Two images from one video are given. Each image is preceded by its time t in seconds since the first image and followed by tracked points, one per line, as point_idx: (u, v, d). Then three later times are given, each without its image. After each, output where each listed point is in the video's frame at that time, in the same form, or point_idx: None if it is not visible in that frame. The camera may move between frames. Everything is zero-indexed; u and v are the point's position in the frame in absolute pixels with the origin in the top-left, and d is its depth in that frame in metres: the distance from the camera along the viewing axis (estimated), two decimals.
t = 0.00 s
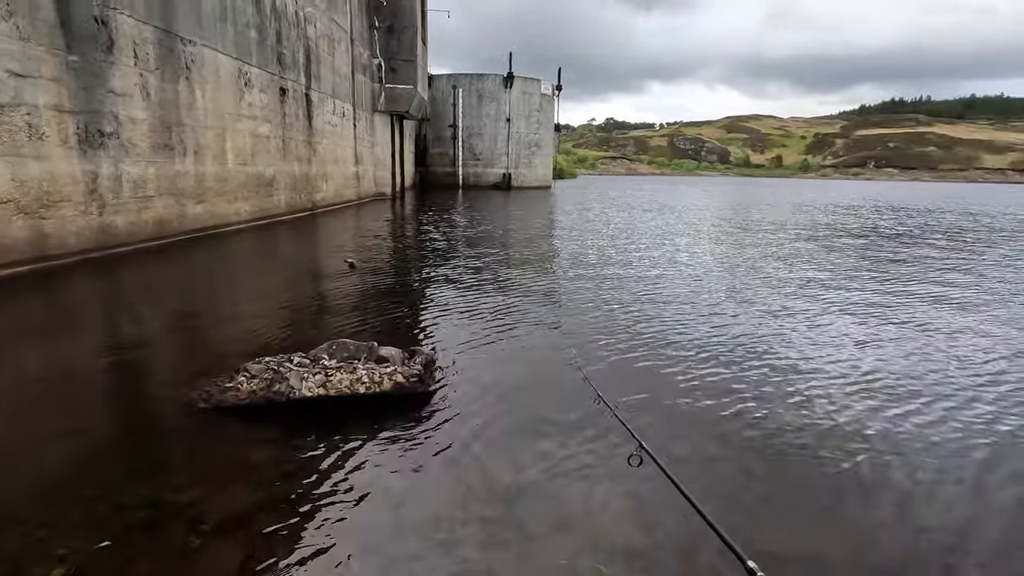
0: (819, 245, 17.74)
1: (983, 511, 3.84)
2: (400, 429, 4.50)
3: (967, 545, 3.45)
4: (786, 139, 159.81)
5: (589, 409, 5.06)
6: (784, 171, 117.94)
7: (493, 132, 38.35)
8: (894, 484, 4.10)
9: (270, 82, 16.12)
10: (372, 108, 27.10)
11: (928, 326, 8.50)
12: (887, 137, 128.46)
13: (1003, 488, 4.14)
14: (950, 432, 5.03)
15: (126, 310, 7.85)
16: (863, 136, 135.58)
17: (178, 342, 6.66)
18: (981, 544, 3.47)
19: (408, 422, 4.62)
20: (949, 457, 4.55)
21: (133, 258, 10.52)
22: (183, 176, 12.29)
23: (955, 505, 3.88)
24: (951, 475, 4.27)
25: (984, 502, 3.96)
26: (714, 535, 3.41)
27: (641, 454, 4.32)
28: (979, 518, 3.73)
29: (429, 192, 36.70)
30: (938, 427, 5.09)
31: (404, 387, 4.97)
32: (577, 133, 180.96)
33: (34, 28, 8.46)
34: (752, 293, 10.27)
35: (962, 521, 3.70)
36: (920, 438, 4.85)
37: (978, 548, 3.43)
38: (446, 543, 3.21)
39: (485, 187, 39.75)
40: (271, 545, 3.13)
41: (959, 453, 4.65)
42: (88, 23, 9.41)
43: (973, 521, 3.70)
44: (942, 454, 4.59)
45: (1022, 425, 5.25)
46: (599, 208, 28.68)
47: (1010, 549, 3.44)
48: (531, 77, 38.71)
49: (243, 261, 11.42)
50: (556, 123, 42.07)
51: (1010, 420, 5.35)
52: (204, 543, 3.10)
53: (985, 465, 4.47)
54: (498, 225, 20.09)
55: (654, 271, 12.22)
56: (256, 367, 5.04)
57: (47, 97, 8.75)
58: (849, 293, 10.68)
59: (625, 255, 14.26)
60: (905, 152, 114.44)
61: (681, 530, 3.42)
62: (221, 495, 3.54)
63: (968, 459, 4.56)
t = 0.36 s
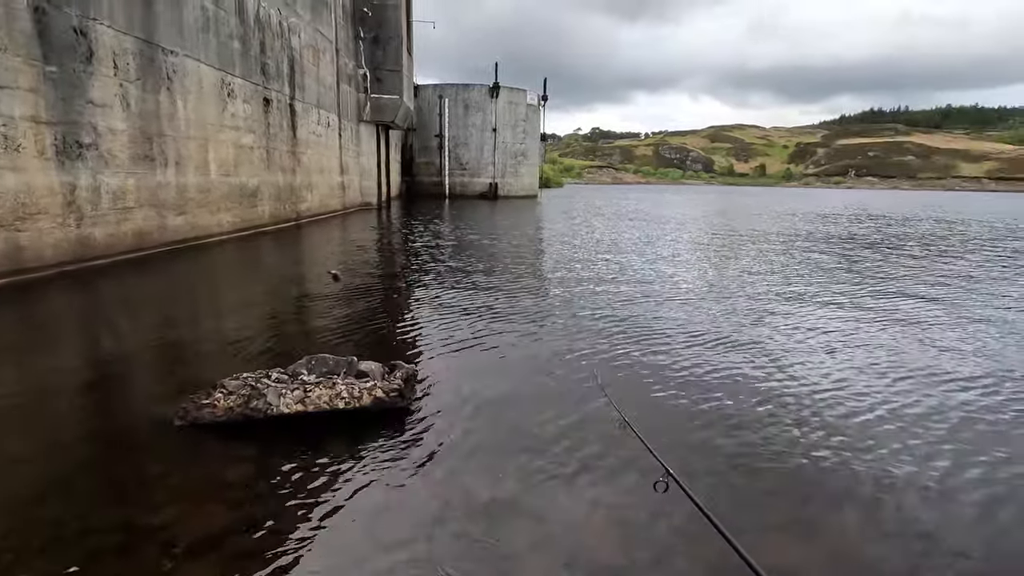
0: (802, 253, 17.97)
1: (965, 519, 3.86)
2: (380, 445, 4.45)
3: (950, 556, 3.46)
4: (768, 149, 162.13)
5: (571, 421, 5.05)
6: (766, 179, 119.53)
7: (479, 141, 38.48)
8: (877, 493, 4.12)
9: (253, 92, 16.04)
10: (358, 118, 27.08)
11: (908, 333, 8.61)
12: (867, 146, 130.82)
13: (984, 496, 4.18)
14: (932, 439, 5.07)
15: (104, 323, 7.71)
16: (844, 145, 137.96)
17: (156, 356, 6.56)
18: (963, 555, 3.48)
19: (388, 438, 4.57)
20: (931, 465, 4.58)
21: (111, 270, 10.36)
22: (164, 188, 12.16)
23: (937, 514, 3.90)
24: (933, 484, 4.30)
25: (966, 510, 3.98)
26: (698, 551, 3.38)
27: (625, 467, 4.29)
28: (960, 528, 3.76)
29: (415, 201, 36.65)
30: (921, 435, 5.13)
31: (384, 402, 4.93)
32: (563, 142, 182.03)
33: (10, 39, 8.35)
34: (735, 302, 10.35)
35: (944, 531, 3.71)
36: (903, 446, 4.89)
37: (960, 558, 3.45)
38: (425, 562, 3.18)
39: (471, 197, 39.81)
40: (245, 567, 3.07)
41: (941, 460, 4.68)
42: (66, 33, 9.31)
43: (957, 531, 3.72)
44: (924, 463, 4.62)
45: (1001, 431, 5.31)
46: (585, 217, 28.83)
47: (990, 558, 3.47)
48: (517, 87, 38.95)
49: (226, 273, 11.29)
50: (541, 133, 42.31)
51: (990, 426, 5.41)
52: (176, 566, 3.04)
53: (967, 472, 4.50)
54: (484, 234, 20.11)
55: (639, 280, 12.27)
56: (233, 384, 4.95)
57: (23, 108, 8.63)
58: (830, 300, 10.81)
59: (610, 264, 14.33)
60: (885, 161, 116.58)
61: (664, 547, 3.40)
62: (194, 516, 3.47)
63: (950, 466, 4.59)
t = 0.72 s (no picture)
0: (784, 260, 18.24)
1: (940, 523, 3.96)
2: (365, 457, 4.44)
3: (929, 562, 3.54)
4: (751, 157, 164.41)
5: (558, 431, 5.07)
6: (749, 187, 121.11)
7: (465, 150, 38.57)
8: (858, 500, 4.20)
9: (237, 101, 15.96)
10: (342, 127, 27.00)
11: (887, 339, 8.78)
12: (846, 154, 133.24)
13: (962, 501, 4.27)
14: (912, 444, 5.16)
15: (84, 336, 7.60)
16: (824, 154, 140.36)
17: (137, 369, 6.47)
18: (942, 559, 3.56)
19: (373, 451, 4.56)
20: (911, 471, 4.68)
21: (91, 281, 10.20)
22: (146, 198, 12.02)
23: (917, 520, 3.98)
24: (913, 489, 4.39)
25: (945, 515, 4.07)
26: (684, 560, 3.41)
27: (611, 477, 4.31)
28: (939, 533, 3.84)
29: (401, 210, 36.56)
30: (901, 440, 5.23)
31: (370, 415, 4.93)
32: (549, 151, 182.98)
33: None
34: (718, 309, 10.47)
35: (923, 536, 3.79)
36: (884, 452, 4.97)
37: (938, 563, 3.53)
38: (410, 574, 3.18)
39: (457, 205, 39.84)
40: None
41: (920, 466, 4.78)
42: (46, 42, 9.21)
43: (935, 536, 3.80)
44: (904, 469, 4.71)
45: (978, 436, 5.43)
46: (571, 225, 28.97)
47: (968, 563, 3.55)
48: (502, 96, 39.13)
49: (209, 283, 11.17)
50: (527, 141, 42.51)
51: (968, 430, 5.53)
52: None
53: (945, 477, 4.60)
54: (470, 243, 20.12)
55: (624, 288, 12.36)
56: (216, 398, 4.91)
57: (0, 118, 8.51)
58: (812, 307, 10.97)
59: (595, 272, 14.41)
60: (864, 169, 118.77)
61: (650, 557, 3.42)
62: (177, 533, 3.43)
63: (929, 471, 4.69)
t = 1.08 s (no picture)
0: (771, 265, 18.40)
1: (921, 523, 4.02)
2: (351, 464, 4.42)
3: (912, 564, 3.57)
4: (738, 163, 165.99)
5: (545, 436, 5.07)
6: (736, 193, 122.22)
7: (454, 155, 38.61)
8: (844, 502, 4.23)
9: (224, 106, 15.86)
10: (331, 132, 26.93)
11: (872, 342, 8.89)
12: (832, 160, 134.96)
13: (945, 503, 4.31)
14: (896, 447, 5.21)
15: (66, 343, 7.50)
16: (810, 160, 142.07)
17: (121, 376, 6.39)
18: (925, 561, 3.60)
19: (360, 456, 4.54)
20: (896, 474, 4.72)
21: (75, 288, 10.07)
22: (131, 203, 11.89)
23: (902, 522, 4.02)
24: (898, 492, 4.43)
25: (929, 517, 4.11)
26: (670, 565, 3.41)
27: (600, 483, 4.31)
28: (923, 535, 3.88)
29: (390, 215, 36.46)
30: (886, 443, 5.27)
31: (356, 421, 4.91)
32: (538, 156, 183.53)
33: None
34: (706, 313, 10.54)
35: (904, 538, 3.83)
36: (870, 455, 5.02)
37: (922, 566, 3.56)
38: None
39: (446, 211, 39.83)
40: None
41: (905, 468, 4.82)
42: (28, 46, 9.11)
43: (919, 538, 3.84)
44: (890, 471, 4.75)
45: (962, 438, 5.49)
46: (560, 231, 29.07)
47: (950, 564, 3.59)
48: (491, 102, 39.22)
49: (195, 289, 11.07)
50: (516, 147, 42.61)
51: (951, 433, 5.59)
52: None
53: (929, 480, 4.64)
54: (459, 248, 20.09)
55: (612, 293, 12.41)
56: (201, 405, 4.87)
57: None
58: (798, 311, 11.08)
59: (585, 277, 14.46)
60: (848, 175, 120.34)
61: (636, 562, 3.43)
62: (159, 542, 3.40)
63: (914, 474, 4.73)
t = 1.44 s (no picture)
0: (762, 267, 18.50)
1: (907, 522, 4.07)
2: (342, 466, 4.40)
3: (904, 564, 3.59)
4: (730, 165, 166.87)
5: (538, 438, 5.07)
6: (728, 195, 122.84)
7: (447, 158, 38.60)
8: (836, 503, 4.25)
9: (214, 107, 15.78)
10: (323, 135, 26.85)
11: (863, 344, 8.95)
12: (822, 163, 135.96)
13: (936, 503, 4.34)
14: (887, 448, 5.24)
15: (54, 345, 7.43)
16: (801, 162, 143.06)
17: (110, 379, 6.34)
18: (916, 562, 3.62)
19: (350, 458, 4.52)
20: (887, 475, 4.74)
21: (64, 290, 9.98)
22: (120, 205, 11.79)
23: (893, 523, 4.04)
24: (888, 493, 4.45)
25: (920, 517, 4.14)
26: (663, 567, 3.41)
27: (592, 485, 4.31)
28: (914, 536, 3.90)
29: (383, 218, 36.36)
30: (877, 445, 5.31)
31: (347, 423, 4.90)
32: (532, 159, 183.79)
33: None
34: (699, 315, 10.57)
35: (896, 539, 3.85)
36: (861, 456, 5.05)
37: (914, 566, 3.58)
38: None
39: (439, 213, 39.78)
40: None
41: (896, 470, 4.85)
42: (16, 46, 9.02)
43: (910, 539, 3.86)
44: (881, 473, 4.78)
45: (952, 439, 5.53)
46: (553, 233, 29.08)
47: (941, 565, 3.61)
48: (484, 104, 39.23)
49: (185, 292, 11.00)
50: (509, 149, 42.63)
51: (941, 434, 5.64)
52: None
53: (920, 481, 4.67)
54: (452, 250, 20.06)
55: (604, 295, 12.44)
56: (189, 407, 4.78)
57: None
58: (790, 313, 11.13)
59: (577, 279, 14.47)
60: (839, 177, 121.27)
61: (629, 564, 3.43)
62: (146, 546, 3.35)
63: (906, 475, 4.76)
